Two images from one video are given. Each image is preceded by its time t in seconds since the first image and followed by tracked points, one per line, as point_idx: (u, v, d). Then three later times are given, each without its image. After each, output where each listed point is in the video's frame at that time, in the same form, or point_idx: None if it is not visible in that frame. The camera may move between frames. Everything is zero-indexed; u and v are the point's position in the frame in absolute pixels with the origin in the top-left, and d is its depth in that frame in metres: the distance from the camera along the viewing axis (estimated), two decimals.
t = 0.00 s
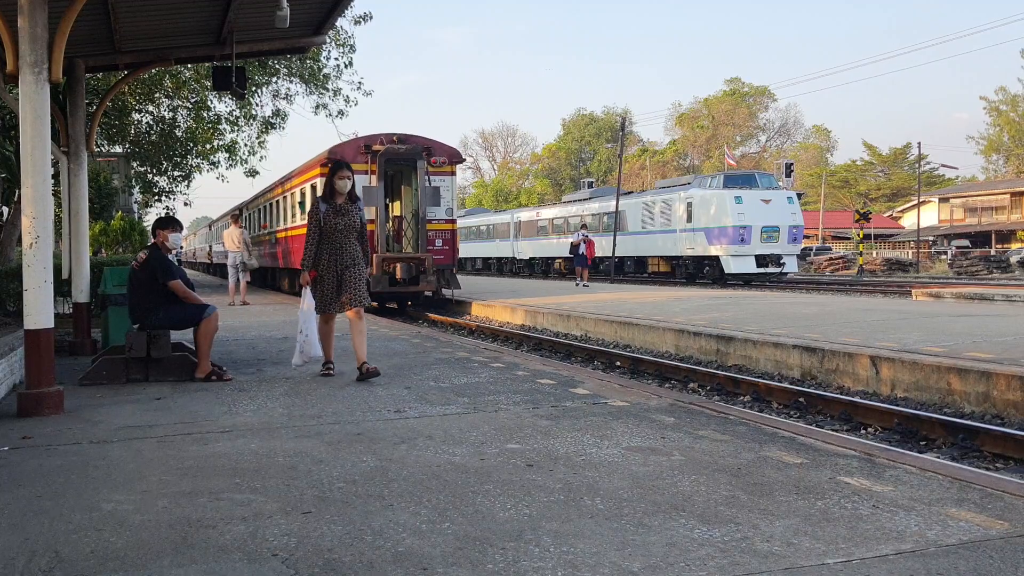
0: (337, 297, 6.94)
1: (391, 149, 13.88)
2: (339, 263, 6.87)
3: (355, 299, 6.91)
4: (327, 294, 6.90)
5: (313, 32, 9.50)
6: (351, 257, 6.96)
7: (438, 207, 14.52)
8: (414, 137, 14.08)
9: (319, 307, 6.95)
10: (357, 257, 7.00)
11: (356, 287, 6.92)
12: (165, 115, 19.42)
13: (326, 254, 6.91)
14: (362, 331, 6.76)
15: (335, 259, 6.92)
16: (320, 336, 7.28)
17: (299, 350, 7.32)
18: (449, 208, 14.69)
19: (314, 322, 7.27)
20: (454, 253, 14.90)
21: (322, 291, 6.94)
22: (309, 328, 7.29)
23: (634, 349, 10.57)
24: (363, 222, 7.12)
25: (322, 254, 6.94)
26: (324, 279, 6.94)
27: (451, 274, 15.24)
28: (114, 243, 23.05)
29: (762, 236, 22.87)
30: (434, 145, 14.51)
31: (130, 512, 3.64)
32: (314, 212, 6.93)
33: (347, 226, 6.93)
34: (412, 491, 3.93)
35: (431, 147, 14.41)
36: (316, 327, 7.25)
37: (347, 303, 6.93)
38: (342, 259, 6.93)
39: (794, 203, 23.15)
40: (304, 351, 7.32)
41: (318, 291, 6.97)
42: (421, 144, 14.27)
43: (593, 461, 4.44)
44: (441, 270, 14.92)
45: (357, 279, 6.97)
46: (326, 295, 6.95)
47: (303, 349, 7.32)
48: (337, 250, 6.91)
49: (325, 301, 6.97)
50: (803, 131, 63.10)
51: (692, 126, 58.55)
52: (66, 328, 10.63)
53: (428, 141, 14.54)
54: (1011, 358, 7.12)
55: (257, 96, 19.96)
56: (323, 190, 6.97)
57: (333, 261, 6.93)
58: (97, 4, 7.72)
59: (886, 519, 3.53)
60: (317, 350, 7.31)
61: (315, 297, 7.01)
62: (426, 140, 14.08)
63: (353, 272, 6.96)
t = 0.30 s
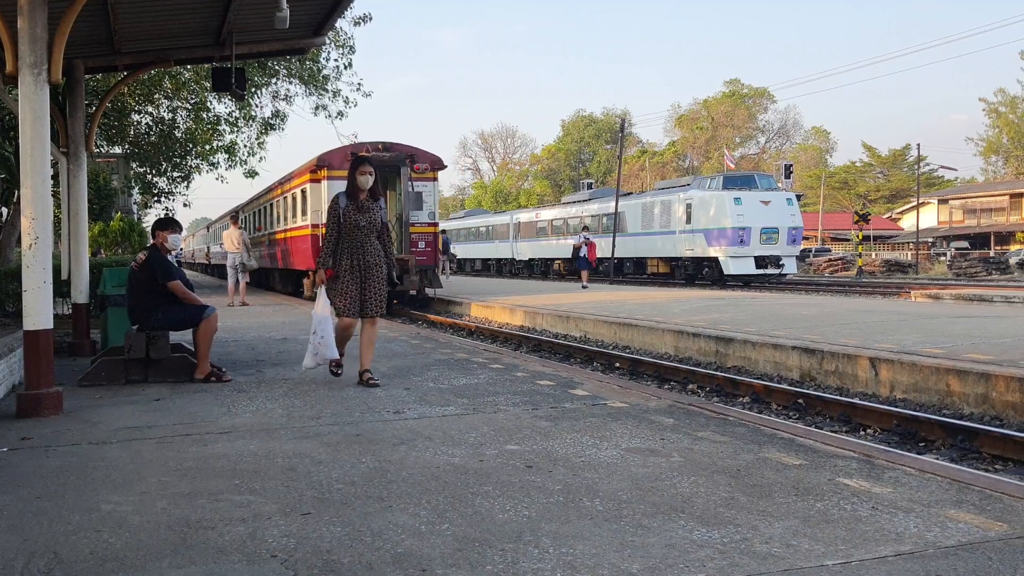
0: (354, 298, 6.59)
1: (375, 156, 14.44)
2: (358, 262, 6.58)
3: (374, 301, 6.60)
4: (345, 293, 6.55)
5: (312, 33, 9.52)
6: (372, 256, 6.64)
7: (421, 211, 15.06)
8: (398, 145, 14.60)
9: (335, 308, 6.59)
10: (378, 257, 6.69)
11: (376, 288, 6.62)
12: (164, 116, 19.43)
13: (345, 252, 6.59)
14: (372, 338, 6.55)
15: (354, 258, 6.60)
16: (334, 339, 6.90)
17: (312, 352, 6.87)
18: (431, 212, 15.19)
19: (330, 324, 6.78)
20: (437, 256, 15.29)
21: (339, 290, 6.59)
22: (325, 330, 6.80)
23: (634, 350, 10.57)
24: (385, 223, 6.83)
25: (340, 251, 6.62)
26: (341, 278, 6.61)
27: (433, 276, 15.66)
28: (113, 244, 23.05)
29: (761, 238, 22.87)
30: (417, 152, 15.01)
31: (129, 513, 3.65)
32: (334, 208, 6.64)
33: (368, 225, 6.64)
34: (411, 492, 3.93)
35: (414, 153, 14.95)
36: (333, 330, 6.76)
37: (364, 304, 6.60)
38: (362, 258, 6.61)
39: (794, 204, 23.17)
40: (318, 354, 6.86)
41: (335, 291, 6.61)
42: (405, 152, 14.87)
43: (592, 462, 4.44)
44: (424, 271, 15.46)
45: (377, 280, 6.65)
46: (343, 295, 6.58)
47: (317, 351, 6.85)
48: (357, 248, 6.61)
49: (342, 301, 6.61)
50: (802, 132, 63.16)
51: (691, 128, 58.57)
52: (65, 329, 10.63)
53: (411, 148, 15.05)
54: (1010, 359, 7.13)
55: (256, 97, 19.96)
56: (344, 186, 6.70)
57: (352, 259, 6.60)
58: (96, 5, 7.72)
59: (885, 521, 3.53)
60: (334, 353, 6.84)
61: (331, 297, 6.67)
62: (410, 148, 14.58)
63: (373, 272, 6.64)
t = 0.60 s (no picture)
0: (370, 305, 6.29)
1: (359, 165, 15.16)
2: (371, 269, 6.25)
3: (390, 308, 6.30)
4: (359, 301, 6.25)
5: (309, 35, 9.54)
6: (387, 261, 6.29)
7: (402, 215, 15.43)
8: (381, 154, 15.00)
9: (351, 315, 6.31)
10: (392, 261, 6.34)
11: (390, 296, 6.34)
12: (161, 118, 19.43)
13: (358, 258, 6.24)
14: (378, 345, 6.25)
15: (368, 263, 6.25)
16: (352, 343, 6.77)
17: (332, 361, 6.73)
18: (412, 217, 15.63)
19: (346, 329, 6.64)
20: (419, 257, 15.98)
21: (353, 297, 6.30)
22: (342, 336, 6.66)
23: (631, 351, 10.58)
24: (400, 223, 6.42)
25: (353, 257, 6.27)
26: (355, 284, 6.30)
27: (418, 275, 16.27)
28: (110, 246, 23.00)
29: (758, 239, 22.91)
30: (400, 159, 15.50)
31: (127, 515, 3.64)
32: (344, 210, 6.24)
33: (381, 229, 6.24)
34: (409, 493, 3.93)
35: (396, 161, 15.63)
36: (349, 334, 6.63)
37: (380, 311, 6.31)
38: (376, 263, 6.26)
39: (790, 205, 23.24)
40: (338, 362, 6.72)
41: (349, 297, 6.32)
42: (388, 161, 14.99)
43: (590, 463, 4.45)
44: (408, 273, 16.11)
45: (393, 285, 6.35)
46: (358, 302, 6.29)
47: (337, 359, 6.71)
48: (371, 253, 6.24)
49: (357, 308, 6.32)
50: (799, 133, 63.23)
51: (688, 129, 58.57)
52: (62, 332, 10.60)
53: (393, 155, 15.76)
54: (1007, 360, 7.14)
55: (253, 98, 19.94)
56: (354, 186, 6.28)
57: (366, 265, 6.26)
58: (93, 6, 7.71)
59: (882, 521, 3.53)
60: (354, 357, 6.71)
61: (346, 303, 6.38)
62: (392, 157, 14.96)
63: (388, 277, 6.31)
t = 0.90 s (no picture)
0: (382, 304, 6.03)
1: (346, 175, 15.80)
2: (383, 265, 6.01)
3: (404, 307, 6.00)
4: (371, 300, 6.00)
5: (304, 36, 9.54)
6: (398, 256, 6.05)
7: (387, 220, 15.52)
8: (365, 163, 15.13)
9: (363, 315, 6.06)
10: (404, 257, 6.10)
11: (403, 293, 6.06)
12: (156, 119, 19.43)
13: (369, 254, 6.01)
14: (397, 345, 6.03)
15: (380, 260, 6.02)
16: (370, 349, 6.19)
17: (345, 365, 6.16)
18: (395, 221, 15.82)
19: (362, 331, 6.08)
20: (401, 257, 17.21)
21: (365, 296, 6.04)
22: (357, 339, 6.08)
23: (626, 352, 10.59)
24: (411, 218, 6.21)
25: (364, 254, 6.04)
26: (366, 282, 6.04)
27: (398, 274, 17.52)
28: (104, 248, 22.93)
29: (753, 240, 22.96)
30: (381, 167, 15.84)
31: (122, 517, 3.63)
32: (353, 205, 6.04)
33: (391, 223, 6.04)
34: (403, 495, 3.92)
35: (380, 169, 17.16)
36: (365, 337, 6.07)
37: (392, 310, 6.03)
38: (388, 259, 6.02)
39: (785, 206, 23.34)
40: (353, 367, 6.14)
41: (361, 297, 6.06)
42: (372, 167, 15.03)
43: (585, 465, 4.44)
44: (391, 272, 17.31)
45: (406, 282, 6.07)
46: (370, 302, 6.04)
47: (351, 364, 6.13)
48: (381, 249, 6.02)
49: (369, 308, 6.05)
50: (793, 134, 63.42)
51: (683, 130, 58.68)
52: (57, 333, 10.57)
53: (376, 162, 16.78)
54: (1000, 360, 7.16)
55: (248, 99, 19.91)
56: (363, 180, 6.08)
57: (377, 262, 6.02)
58: (87, 7, 7.69)
59: (877, 522, 3.54)
60: (370, 363, 6.15)
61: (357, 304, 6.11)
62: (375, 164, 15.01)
63: (400, 274, 6.04)
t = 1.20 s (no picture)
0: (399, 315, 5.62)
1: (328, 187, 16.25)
2: (399, 274, 5.59)
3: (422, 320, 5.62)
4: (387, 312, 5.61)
5: (299, 37, 9.53)
6: (417, 266, 5.63)
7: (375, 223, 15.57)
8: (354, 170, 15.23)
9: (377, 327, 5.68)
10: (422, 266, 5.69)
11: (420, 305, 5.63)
12: (151, 119, 19.38)
13: (385, 263, 5.58)
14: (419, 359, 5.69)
15: (396, 269, 5.59)
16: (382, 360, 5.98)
17: (355, 379, 5.94)
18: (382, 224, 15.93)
19: (373, 343, 5.86)
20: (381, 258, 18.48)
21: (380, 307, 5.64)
22: (368, 351, 5.87)
23: (622, 353, 10.60)
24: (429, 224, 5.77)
25: (379, 261, 5.60)
26: (381, 292, 5.64)
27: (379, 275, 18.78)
28: (99, 249, 22.85)
29: (748, 241, 22.99)
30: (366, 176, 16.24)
31: (116, 518, 3.62)
32: (367, 209, 5.55)
33: (408, 231, 5.60)
34: (398, 496, 3.92)
35: (362, 174, 18.27)
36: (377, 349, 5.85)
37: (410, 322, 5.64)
38: (405, 268, 5.60)
39: (780, 207, 23.34)
40: (363, 380, 5.93)
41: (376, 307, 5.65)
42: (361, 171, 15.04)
43: (580, 465, 4.44)
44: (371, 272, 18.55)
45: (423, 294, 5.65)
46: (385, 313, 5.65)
47: (362, 377, 5.92)
48: (399, 257, 5.59)
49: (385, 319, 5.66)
50: (788, 136, 63.56)
51: (678, 131, 58.72)
52: (51, 334, 10.52)
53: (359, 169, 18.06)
54: (994, 361, 7.17)
55: (243, 100, 19.87)
56: (379, 182, 5.59)
57: (393, 270, 5.59)
58: (82, 8, 7.67)
59: (872, 523, 3.55)
60: (382, 376, 5.92)
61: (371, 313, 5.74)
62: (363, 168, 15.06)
63: (418, 284, 5.63)
